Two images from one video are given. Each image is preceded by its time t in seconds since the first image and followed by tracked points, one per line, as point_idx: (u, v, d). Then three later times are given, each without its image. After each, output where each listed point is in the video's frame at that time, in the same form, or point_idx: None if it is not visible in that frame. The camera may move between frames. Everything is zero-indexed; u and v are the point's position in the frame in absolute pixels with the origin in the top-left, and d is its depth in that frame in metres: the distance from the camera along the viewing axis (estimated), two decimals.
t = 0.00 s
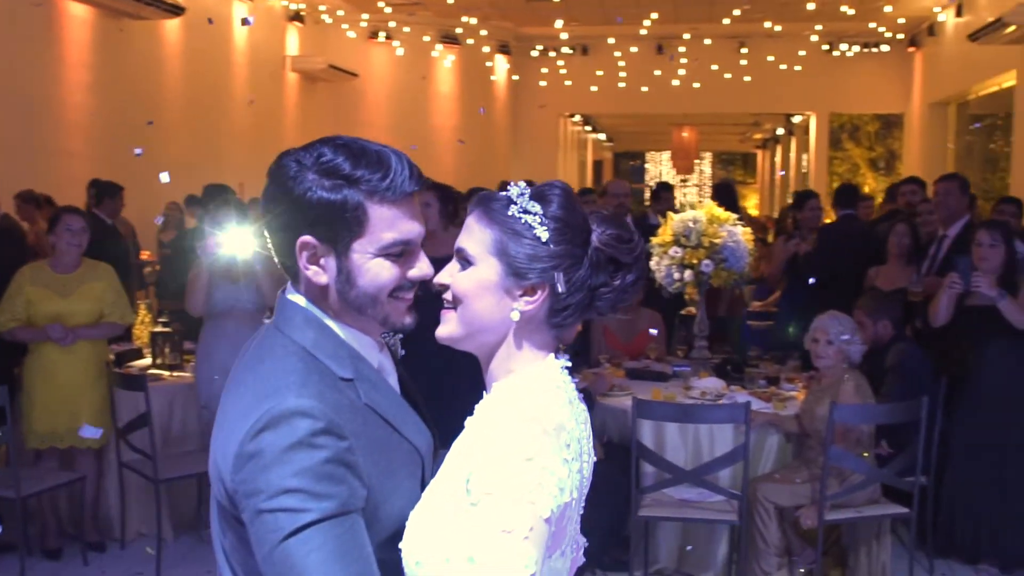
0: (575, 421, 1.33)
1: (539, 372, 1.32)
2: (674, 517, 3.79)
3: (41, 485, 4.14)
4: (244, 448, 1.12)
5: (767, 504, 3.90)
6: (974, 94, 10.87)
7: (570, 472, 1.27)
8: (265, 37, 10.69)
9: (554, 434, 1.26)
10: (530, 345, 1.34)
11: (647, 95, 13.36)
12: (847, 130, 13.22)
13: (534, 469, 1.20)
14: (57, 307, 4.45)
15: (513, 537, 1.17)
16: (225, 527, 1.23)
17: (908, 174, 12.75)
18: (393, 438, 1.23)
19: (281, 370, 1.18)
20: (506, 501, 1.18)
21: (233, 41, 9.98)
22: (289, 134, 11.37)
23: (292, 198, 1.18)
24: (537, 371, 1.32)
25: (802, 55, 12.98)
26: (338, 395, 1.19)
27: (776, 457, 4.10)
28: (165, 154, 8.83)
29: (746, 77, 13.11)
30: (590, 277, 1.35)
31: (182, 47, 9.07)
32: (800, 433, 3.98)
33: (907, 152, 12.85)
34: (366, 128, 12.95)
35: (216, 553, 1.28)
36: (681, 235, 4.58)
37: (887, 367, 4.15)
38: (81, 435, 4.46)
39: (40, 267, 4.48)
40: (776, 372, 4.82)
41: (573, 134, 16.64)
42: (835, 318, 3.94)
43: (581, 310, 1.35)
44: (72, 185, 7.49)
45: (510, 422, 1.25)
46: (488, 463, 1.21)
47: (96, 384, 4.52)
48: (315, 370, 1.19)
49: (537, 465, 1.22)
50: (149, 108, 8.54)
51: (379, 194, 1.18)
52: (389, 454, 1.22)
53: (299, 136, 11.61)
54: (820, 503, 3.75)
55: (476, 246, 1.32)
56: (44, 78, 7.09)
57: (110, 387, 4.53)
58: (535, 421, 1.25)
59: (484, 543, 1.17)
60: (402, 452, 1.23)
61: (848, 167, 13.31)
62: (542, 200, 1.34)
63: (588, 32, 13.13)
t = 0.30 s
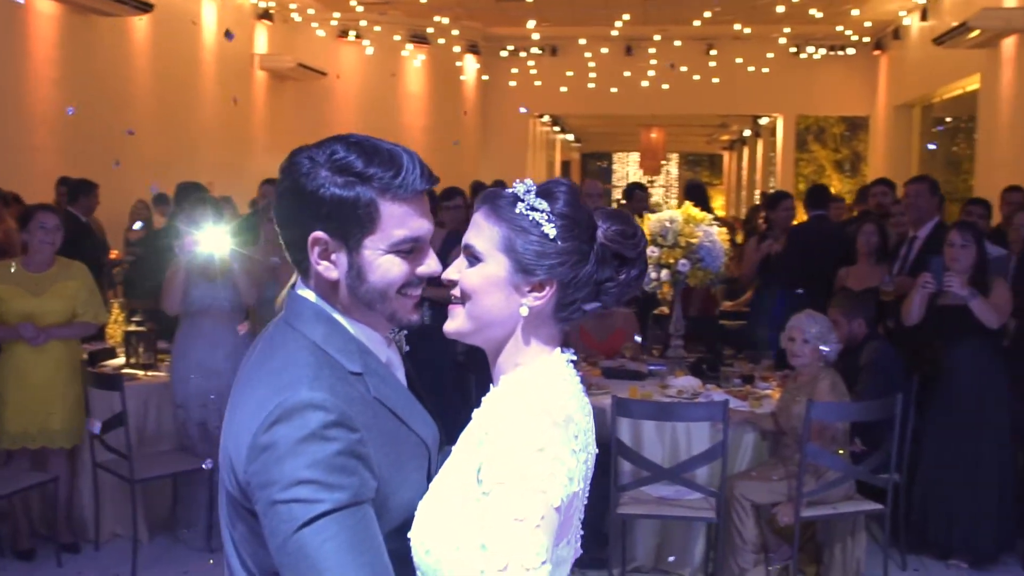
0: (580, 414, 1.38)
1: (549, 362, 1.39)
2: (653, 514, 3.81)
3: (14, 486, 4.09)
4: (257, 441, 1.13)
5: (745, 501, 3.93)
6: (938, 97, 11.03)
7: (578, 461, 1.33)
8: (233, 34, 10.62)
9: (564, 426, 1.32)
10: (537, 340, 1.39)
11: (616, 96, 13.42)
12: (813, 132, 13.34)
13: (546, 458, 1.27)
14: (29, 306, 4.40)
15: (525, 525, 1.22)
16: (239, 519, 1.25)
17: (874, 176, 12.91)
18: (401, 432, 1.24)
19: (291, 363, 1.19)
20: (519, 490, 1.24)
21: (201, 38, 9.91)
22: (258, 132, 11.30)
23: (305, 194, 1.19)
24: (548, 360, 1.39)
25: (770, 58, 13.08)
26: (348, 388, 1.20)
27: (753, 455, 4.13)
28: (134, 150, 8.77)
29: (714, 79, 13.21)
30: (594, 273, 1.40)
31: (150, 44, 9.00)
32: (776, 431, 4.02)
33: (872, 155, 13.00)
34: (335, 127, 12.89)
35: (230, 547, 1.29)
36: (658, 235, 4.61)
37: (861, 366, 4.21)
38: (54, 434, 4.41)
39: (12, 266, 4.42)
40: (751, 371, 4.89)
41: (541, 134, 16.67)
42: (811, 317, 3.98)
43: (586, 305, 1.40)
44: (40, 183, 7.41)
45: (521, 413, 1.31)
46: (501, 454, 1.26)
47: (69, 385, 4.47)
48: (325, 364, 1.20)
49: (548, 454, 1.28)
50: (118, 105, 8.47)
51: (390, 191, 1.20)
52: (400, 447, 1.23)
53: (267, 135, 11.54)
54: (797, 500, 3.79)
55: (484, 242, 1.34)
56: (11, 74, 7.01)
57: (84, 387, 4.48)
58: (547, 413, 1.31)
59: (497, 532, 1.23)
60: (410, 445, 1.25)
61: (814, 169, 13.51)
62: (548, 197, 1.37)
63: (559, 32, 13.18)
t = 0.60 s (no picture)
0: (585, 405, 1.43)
1: (556, 354, 1.45)
2: (633, 512, 3.84)
3: None
4: (271, 430, 1.14)
5: (722, 498, 3.96)
6: (903, 100, 11.18)
7: (585, 451, 1.37)
8: (202, 32, 10.53)
9: (571, 417, 1.36)
10: (543, 336, 1.44)
11: (586, 97, 13.46)
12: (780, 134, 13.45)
13: (555, 448, 1.31)
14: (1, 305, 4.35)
15: (536, 513, 1.25)
16: (248, 509, 1.26)
17: (840, 179, 13.04)
18: (410, 423, 1.25)
19: (303, 355, 1.20)
20: (528, 478, 1.27)
21: (169, 35, 9.82)
22: (226, 131, 11.21)
23: (318, 189, 1.20)
24: (553, 353, 1.44)
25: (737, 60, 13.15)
26: (360, 379, 1.21)
27: (729, 452, 4.17)
28: (99, 148, 8.65)
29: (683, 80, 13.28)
30: (599, 269, 1.46)
31: (117, 40, 8.90)
32: (752, 429, 4.07)
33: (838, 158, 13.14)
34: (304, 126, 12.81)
35: (239, 536, 1.30)
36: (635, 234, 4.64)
37: (835, 364, 4.27)
38: (27, 434, 4.37)
39: None
40: (725, 369, 4.94)
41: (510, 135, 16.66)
42: (787, 316, 4.03)
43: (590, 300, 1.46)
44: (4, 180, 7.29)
45: (529, 406, 1.35)
46: (512, 444, 1.30)
47: (42, 384, 4.43)
48: (336, 355, 1.21)
49: (556, 444, 1.31)
50: (84, 102, 8.36)
51: (402, 186, 1.21)
52: (409, 438, 1.25)
53: (236, 134, 11.46)
54: (775, 497, 3.84)
55: (492, 240, 1.39)
56: None
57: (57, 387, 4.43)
58: (555, 404, 1.36)
59: (509, 519, 1.25)
60: (419, 436, 1.27)
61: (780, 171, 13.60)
62: (555, 196, 1.43)
63: (529, 33, 13.20)
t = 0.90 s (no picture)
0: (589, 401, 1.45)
1: (559, 353, 1.45)
2: (613, 511, 3.86)
3: None
4: (285, 422, 1.15)
5: (700, 496, 4.00)
6: (869, 104, 11.32)
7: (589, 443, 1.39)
8: (171, 30, 10.43)
9: (576, 409, 1.38)
10: (548, 334, 1.46)
11: (556, 99, 13.49)
12: (747, 137, 13.55)
13: (561, 439, 1.32)
14: None
15: (545, 502, 1.27)
16: (258, 499, 1.26)
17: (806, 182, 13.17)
18: (419, 418, 1.27)
19: (315, 349, 1.21)
20: (537, 471, 1.28)
21: (138, 33, 9.73)
22: (195, 131, 11.11)
23: (332, 186, 1.22)
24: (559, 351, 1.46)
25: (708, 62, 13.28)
26: (372, 373, 1.22)
27: (707, 451, 4.20)
28: (66, 146, 8.54)
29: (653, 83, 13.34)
30: (605, 270, 1.50)
31: (85, 38, 8.80)
32: (730, 428, 4.12)
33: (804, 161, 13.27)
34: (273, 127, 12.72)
35: (249, 527, 1.31)
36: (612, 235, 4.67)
37: (811, 364, 4.32)
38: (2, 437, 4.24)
39: None
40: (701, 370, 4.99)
41: (479, 136, 16.65)
42: (765, 316, 4.07)
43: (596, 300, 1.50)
44: None
45: (535, 399, 1.36)
46: (519, 436, 1.31)
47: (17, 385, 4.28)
48: (347, 350, 1.22)
49: (563, 435, 1.33)
50: (50, 100, 8.25)
51: (415, 184, 1.22)
52: (419, 431, 1.26)
53: (204, 134, 11.36)
54: (753, 495, 3.89)
55: (500, 241, 1.43)
56: None
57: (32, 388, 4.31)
58: (561, 396, 1.38)
59: (518, 509, 1.26)
60: (428, 430, 1.28)
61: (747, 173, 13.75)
62: (563, 197, 1.46)
63: (499, 35, 13.21)
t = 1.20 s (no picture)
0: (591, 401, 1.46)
1: (562, 356, 1.47)
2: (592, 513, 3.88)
3: None
4: (300, 417, 1.16)
5: (679, 498, 4.03)
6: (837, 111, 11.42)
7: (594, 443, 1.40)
8: (140, 29, 10.34)
9: (581, 409, 1.39)
10: (551, 337, 1.47)
11: (527, 102, 13.51)
12: (716, 142, 13.64)
13: (567, 437, 1.33)
14: None
15: (552, 497, 1.28)
16: (268, 494, 1.27)
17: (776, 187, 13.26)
18: (429, 418, 1.28)
19: (328, 347, 1.21)
20: (544, 468, 1.29)
21: (106, 32, 9.64)
22: (164, 132, 11.03)
23: (348, 188, 1.23)
24: (562, 354, 1.47)
25: (678, 68, 13.40)
26: (384, 371, 1.22)
27: (685, 453, 4.24)
28: (33, 145, 8.42)
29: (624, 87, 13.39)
30: (608, 275, 1.52)
31: (52, 36, 8.70)
32: (708, 430, 4.17)
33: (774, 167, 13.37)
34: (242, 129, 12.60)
35: (258, 523, 1.31)
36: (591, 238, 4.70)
37: (788, 367, 4.37)
38: None
39: None
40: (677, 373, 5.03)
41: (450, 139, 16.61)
42: (744, 319, 4.11)
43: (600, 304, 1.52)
44: None
45: (540, 397, 1.38)
46: (526, 435, 1.32)
47: None
48: (360, 348, 1.22)
49: (569, 433, 1.34)
50: (18, 99, 8.13)
51: (429, 186, 1.23)
52: (427, 430, 1.27)
53: (173, 135, 11.27)
54: (732, 496, 3.91)
55: (507, 245, 1.45)
56: None
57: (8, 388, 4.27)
58: (564, 396, 1.39)
59: (524, 506, 1.27)
60: (436, 429, 1.29)
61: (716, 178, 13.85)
62: (569, 204, 1.48)
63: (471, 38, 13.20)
